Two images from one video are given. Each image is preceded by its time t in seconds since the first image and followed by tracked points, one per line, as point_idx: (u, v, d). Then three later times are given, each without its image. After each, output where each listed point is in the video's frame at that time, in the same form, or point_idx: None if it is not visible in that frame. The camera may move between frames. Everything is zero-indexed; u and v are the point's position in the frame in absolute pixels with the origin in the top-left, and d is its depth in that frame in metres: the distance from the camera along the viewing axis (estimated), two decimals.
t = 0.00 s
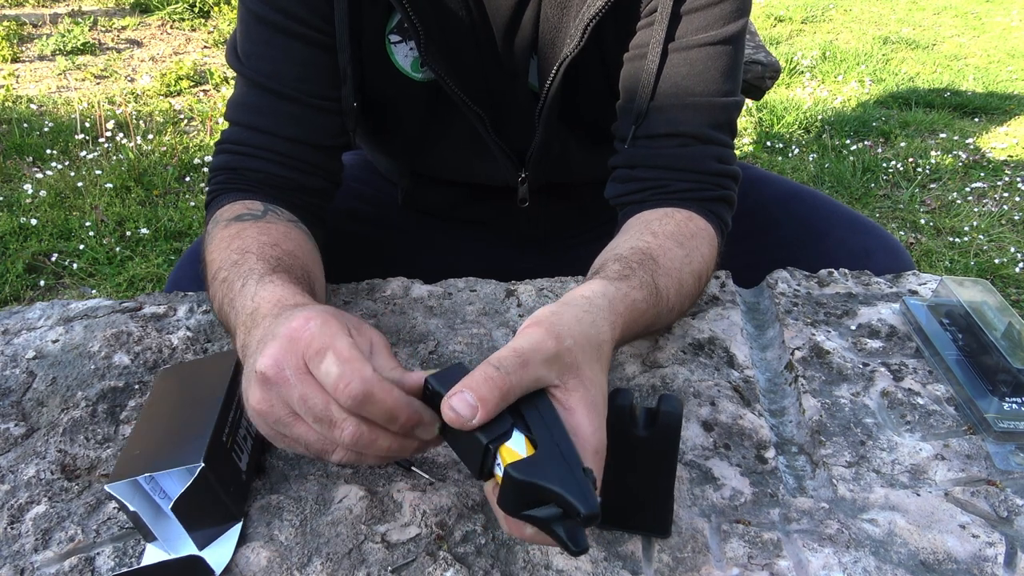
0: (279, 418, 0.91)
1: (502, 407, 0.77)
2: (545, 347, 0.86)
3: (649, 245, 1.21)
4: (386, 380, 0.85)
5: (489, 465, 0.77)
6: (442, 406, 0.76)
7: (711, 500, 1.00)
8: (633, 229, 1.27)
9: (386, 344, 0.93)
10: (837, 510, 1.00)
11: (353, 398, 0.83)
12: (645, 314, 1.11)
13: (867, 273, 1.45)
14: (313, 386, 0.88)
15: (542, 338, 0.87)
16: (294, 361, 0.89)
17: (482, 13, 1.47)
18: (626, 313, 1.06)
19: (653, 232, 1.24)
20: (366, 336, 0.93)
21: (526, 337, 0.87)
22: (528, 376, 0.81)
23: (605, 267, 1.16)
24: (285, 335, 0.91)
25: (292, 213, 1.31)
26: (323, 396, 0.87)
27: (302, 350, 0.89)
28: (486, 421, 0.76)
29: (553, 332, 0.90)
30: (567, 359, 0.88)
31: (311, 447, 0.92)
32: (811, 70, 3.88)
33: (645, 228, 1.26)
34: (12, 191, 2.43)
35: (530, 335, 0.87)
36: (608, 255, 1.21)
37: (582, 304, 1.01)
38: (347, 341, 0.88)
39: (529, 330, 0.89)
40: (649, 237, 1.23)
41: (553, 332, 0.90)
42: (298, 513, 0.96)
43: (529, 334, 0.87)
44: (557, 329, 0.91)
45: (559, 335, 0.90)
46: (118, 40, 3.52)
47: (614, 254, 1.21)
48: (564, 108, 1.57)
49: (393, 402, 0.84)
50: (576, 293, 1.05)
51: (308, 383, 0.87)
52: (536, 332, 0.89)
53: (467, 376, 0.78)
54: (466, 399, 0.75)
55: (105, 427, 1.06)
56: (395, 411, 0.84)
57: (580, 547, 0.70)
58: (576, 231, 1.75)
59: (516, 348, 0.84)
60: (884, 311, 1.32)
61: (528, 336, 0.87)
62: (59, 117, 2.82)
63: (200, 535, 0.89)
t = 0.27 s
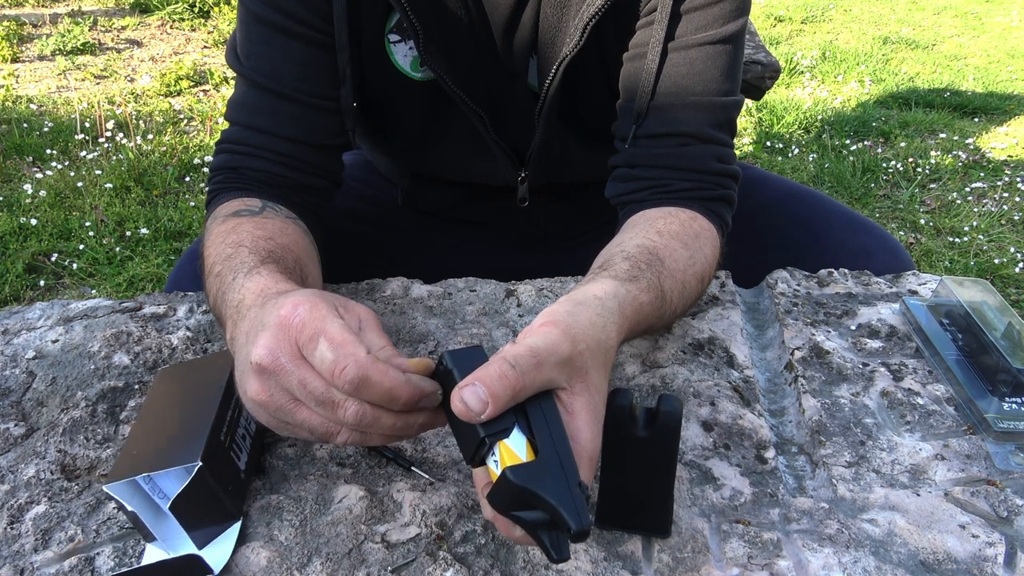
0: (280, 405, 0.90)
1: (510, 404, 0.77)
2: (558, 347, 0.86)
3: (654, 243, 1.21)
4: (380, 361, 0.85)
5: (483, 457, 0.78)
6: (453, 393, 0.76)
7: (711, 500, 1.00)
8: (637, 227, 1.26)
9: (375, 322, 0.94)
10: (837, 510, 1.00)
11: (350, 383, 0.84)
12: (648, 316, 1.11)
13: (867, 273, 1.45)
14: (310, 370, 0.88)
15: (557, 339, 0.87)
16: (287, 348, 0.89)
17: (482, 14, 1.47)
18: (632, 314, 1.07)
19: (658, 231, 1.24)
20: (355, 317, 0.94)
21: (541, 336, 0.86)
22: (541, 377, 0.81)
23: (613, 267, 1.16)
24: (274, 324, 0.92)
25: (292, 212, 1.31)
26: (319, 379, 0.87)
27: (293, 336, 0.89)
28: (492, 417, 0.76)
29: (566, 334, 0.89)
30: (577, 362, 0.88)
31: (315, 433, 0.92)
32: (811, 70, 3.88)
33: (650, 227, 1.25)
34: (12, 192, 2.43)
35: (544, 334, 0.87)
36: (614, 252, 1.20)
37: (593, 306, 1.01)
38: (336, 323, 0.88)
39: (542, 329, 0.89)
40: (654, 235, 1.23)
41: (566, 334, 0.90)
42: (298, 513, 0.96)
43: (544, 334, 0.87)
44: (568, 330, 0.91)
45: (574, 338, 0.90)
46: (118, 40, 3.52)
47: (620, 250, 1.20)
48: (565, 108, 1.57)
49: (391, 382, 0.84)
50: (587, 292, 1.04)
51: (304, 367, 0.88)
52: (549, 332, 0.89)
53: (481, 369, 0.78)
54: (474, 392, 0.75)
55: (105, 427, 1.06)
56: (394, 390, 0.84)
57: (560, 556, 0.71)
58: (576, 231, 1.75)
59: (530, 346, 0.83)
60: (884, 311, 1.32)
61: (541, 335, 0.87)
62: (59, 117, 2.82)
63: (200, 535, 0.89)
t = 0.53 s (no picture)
0: (295, 385, 0.90)
1: (506, 400, 0.77)
2: (561, 348, 0.85)
3: (659, 245, 1.21)
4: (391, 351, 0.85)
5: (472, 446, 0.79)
6: (448, 381, 0.77)
7: (711, 500, 1.00)
8: (642, 227, 1.26)
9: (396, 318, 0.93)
10: (837, 510, 1.00)
11: (357, 370, 0.83)
12: (654, 320, 1.11)
13: (867, 273, 1.45)
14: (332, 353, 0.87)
15: (562, 341, 0.87)
16: (316, 329, 0.89)
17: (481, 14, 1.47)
18: (639, 320, 1.06)
19: (664, 233, 1.24)
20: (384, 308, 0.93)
21: (545, 336, 0.86)
22: (541, 375, 0.81)
23: (621, 270, 1.14)
24: (314, 304, 0.92)
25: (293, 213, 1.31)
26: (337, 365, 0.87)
27: (326, 317, 0.89)
28: (485, 409, 0.77)
29: (570, 335, 0.89)
30: (579, 366, 0.88)
31: (319, 422, 0.91)
32: (811, 70, 3.88)
33: (656, 228, 1.25)
34: (12, 192, 2.43)
35: (549, 334, 0.87)
36: (620, 254, 1.20)
37: (603, 311, 1.01)
38: (366, 310, 0.88)
39: (549, 329, 0.88)
40: (660, 237, 1.23)
41: (571, 336, 0.89)
42: (298, 513, 0.96)
43: (548, 334, 0.87)
44: (573, 332, 0.90)
45: (579, 342, 0.90)
46: (118, 40, 3.52)
47: (626, 252, 1.19)
48: (567, 108, 1.57)
49: (397, 374, 0.84)
50: (593, 296, 1.04)
51: (326, 349, 0.87)
52: (554, 332, 0.88)
53: (480, 361, 0.78)
54: (473, 385, 0.76)
55: (105, 427, 1.06)
56: (397, 380, 0.84)
57: (530, 558, 0.72)
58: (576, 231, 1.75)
59: (533, 343, 0.83)
60: (884, 311, 1.32)
61: (547, 335, 0.87)
62: (59, 117, 2.82)
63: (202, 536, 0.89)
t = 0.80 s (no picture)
0: (296, 329, 0.91)
1: (481, 401, 0.79)
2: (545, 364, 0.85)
3: (670, 254, 1.20)
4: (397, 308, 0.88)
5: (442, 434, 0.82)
6: (429, 374, 0.79)
7: (711, 500, 1.00)
8: (651, 232, 1.25)
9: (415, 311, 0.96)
10: (837, 510, 1.00)
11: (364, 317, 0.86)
12: (658, 331, 1.10)
13: (867, 273, 1.45)
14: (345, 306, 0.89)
15: (550, 356, 0.86)
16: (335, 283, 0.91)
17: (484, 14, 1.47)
18: (640, 334, 1.05)
19: (673, 239, 1.23)
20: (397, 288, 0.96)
21: (533, 347, 0.86)
22: (518, 383, 0.82)
23: (629, 284, 1.12)
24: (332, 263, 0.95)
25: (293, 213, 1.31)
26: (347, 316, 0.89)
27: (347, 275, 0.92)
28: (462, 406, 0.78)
29: (560, 348, 0.89)
30: (563, 378, 0.88)
31: (309, 368, 0.91)
32: (811, 70, 3.88)
33: (666, 234, 1.24)
34: (12, 192, 2.43)
35: (539, 346, 0.87)
36: (630, 264, 1.18)
37: (605, 331, 1.00)
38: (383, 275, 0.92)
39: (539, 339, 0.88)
40: (669, 243, 1.22)
41: (562, 351, 0.89)
42: (298, 513, 0.96)
43: (537, 345, 0.86)
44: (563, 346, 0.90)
45: (571, 357, 0.90)
46: (118, 40, 3.52)
47: (637, 262, 1.18)
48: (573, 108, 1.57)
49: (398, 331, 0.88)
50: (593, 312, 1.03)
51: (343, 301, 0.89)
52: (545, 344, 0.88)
53: (462, 359, 0.80)
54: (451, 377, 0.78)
55: (105, 427, 1.06)
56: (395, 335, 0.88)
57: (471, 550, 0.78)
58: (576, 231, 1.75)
59: (517, 351, 0.83)
60: (884, 311, 1.32)
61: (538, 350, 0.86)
62: (59, 117, 2.83)
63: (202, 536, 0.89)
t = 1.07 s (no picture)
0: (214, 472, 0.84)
1: (479, 414, 0.78)
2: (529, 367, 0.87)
3: (652, 258, 1.20)
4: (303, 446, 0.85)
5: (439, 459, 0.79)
6: (428, 392, 0.78)
7: (711, 500, 1.00)
8: (636, 237, 1.26)
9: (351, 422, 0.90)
10: (837, 510, 1.00)
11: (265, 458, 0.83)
12: (639, 339, 1.11)
13: (867, 273, 1.45)
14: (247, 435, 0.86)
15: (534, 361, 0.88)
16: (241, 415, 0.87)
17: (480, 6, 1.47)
18: (620, 342, 1.07)
19: (656, 242, 1.23)
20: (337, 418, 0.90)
21: (516, 354, 0.88)
22: (510, 391, 0.83)
23: (606, 292, 1.14)
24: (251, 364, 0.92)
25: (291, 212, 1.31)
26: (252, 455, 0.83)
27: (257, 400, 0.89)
28: (465, 421, 0.77)
29: (539, 354, 0.91)
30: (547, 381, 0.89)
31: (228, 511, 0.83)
32: (811, 70, 3.88)
33: (649, 237, 1.25)
34: (12, 191, 2.43)
35: (521, 353, 0.88)
36: (612, 271, 1.19)
37: (578, 336, 1.02)
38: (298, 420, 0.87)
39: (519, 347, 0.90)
40: (653, 246, 1.23)
41: (542, 356, 0.91)
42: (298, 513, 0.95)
43: (519, 352, 0.88)
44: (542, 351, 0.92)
45: (546, 359, 0.91)
46: (118, 40, 3.52)
47: (614, 271, 1.19)
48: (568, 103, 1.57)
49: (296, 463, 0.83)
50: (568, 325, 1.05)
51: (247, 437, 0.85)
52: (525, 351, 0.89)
53: (459, 375, 0.80)
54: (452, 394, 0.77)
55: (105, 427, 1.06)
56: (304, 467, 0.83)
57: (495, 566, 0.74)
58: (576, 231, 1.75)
59: (500, 361, 0.85)
60: (884, 310, 1.32)
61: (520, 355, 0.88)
62: (59, 117, 2.82)
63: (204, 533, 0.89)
